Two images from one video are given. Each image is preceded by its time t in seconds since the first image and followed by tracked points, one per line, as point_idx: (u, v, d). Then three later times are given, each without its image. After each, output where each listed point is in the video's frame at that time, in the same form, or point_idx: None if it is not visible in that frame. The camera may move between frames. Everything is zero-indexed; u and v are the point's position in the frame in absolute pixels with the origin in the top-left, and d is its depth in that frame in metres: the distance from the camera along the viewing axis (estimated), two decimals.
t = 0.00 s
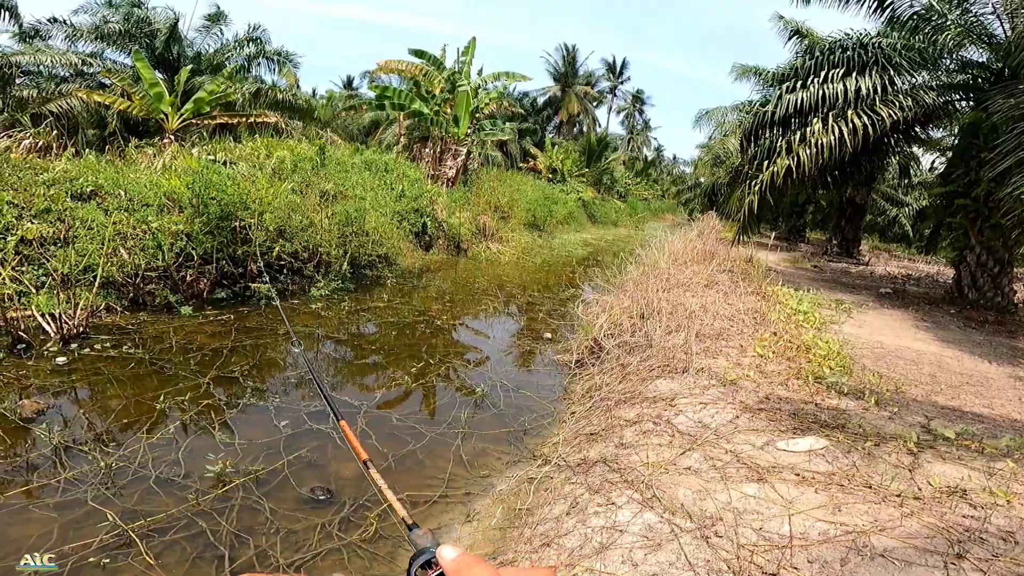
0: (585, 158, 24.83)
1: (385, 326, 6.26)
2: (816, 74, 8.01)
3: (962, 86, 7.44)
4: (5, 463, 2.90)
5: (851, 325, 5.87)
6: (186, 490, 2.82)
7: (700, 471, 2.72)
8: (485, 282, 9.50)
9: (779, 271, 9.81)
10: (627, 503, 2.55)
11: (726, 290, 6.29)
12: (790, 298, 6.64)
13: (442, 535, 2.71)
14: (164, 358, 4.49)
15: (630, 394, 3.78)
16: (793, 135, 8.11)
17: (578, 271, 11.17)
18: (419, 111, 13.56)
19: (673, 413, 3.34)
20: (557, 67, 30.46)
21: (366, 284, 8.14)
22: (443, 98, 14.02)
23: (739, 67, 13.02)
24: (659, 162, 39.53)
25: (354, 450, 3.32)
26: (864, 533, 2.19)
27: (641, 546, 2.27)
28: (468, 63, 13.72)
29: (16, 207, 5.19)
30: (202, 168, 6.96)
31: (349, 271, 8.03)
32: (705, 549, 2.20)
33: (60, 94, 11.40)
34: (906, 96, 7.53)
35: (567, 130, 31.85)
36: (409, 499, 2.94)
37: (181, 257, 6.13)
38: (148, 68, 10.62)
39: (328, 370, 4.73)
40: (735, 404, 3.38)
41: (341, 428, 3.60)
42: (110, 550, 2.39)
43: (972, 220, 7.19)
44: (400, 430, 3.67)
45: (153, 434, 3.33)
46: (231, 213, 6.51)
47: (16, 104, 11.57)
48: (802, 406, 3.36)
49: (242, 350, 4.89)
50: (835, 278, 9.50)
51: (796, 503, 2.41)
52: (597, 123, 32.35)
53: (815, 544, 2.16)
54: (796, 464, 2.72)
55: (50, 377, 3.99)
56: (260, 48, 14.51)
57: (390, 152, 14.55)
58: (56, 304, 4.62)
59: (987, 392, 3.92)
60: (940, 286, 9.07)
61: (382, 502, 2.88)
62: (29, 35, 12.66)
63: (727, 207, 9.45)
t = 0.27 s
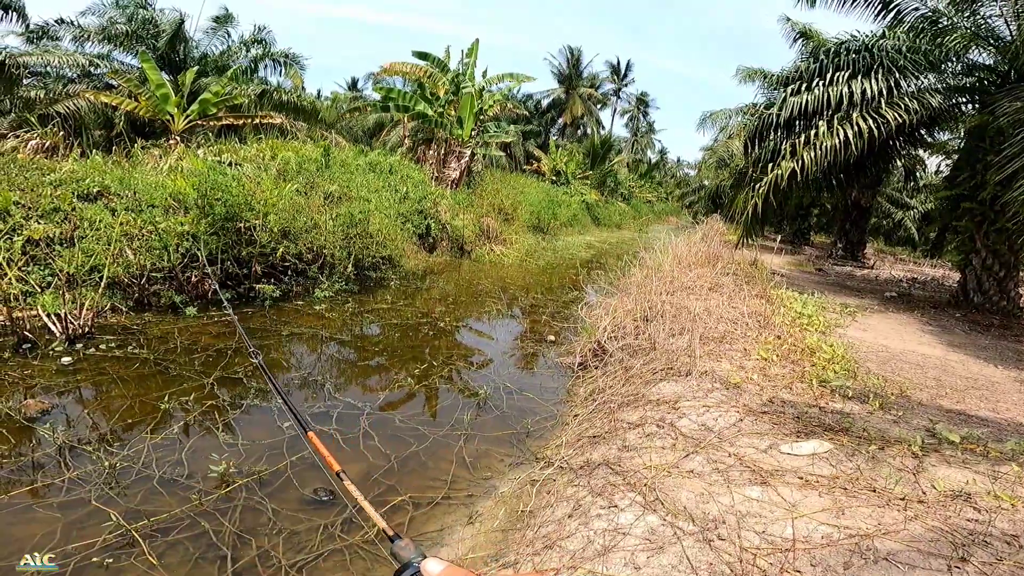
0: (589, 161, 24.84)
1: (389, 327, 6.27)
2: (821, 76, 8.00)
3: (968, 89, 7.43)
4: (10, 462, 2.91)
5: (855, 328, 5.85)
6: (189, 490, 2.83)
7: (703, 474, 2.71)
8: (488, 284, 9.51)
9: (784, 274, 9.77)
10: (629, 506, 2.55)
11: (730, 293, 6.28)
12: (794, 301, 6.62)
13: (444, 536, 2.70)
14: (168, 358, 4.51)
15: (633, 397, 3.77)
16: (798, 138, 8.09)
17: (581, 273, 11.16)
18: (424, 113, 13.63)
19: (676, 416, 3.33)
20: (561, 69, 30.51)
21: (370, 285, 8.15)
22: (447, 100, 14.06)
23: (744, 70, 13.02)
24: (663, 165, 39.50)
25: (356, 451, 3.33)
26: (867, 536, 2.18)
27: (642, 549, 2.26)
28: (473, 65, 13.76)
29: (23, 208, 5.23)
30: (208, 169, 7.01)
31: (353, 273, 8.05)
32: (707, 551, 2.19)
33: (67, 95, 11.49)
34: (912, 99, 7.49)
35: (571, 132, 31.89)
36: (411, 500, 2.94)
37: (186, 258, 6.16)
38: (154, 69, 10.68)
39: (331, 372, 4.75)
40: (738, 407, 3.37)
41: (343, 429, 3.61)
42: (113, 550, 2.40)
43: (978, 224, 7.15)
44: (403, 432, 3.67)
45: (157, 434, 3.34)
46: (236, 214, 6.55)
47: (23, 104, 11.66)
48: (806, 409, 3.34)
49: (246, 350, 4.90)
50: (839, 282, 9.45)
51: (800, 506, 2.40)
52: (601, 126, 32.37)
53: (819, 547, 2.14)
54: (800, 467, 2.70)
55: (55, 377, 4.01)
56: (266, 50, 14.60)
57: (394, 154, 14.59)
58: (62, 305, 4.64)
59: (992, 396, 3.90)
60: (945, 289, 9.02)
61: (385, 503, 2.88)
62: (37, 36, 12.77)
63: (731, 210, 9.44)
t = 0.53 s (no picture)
0: (592, 164, 24.86)
1: (392, 330, 6.27)
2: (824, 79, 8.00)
3: (972, 92, 7.41)
4: (15, 464, 2.93)
5: (859, 331, 5.83)
6: (193, 492, 2.83)
7: (706, 477, 2.70)
8: (491, 287, 9.51)
9: (788, 278, 9.74)
10: (631, 509, 2.54)
11: (733, 296, 6.26)
12: (798, 304, 6.60)
13: (446, 539, 2.70)
14: (172, 360, 4.52)
15: (636, 400, 3.77)
16: (801, 140, 8.09)
17: (584, 276, 11.16)
18: (427, 116, 13.67)
19: (679, 419, 3.33)
20: (564, 72, 30.58)
21: (373, 288, 8.17)
22: (451, 103, 14.09)
23: (747, 74, 13.03)
24: (667, 168, 39.46)
25: (359, 454, 3.33)
26: (871, 539, 2.16)
27: (645, 552, 2.25)
28: (476, 68, 13.80)
29: (29, 210, 5.27)
30: (212, 172, 7.04)
31: (356, 275, 8.06)
32: (709, 554, 2.19)
33: (73, 98, 11.58)
34: (916, 102, 7.48)
35: (574, 135, 31.93)
36: (414, 503, 2.93)
37: (191, 261, 6.18)
38: (159, 72, 10.75)
39: (335, 375, 4.75)
40: (742, 410, 3.36)
41: (346, 431, 3.61)
42: (116, 551, 2.40)
43: (983, 227, 7.12)
44: (406, 434, 3.67)
45: (161, 436, 3.35)
46: (240, 217, 6.58)
47: (30, 107, 11.75)
48: (810, 412, 3.33)
49: (250, 353, 4.92)
50: (843, 285, 9.42)
51: (803, 509, 2.39)
52: (604, 129, 32.39)
53: (822, 551, 2.13)
54: (803, 470, 2.69)
55: (59, 379, 4.03)
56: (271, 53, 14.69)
57: (397, 156, 14.64)
58: (66, 307, 4.66)
59: (998, 400, 3.87)
60: (950, 293, 8.97)
61: (387, 506, 2.88)
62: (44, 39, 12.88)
63: (735, 213, 9.43)
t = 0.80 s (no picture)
0: (593, 165, 24.88)
1: (393, 332, 6.28)
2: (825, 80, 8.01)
3: (973, 92, 7.42)
4: (17, 465, 2.93)
5: (861, 333, 5.82)
6: (194, 493, 2.83)
7: (707, 479, 2.70)
8: (492, 288, 9.51)
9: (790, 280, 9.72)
10: (632, 511, 2.54)
11: (734, 298, 6.25)
12: (799, 306, 6.59)
13: (447, 541, 2.69)
14: (174, 362, 4.53)
15: (637, 402, 3.76)
16: (802, 141, 8.09)
17: (585, 278, 11.15)
18: (428, 118, 13.69)
19: (680, 421, 3.33)
20: (565, 74, 30.63)
21: (374, 290, 8.17)
22: (451, 105, 14.11)
23: (748, 76, 13.04)
24: (668, 169, 39.45)
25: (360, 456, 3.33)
26: (872, 541, 2.16)
27: (646, 554, 2.25)
28: (477, 71, 13.83)
29: (31, 212, 5.29)
30: (214, 174, 7.06)
31: (357, 277, 8.07)
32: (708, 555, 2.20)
33: (75, 100, 11.61)
34: (917, 103, 7.48)
35: (575, 137, 31.96)
36: (415, 505, 2.93)
37: (192, 263, 6.20)
38: (161, 74, 10.78)
39: (336, 377, 4.76)
40: (743, 412, 3.35)
41: (347, 433, 3.61)
42: (117, 552, 2.41)
43: (985, 228, 7.11)
44: (407, 436, 3.67)
45: (162, 438, 3.35)
46: (241, 219, 6.59)
47: (32, 109, 11.79)
48: (811, 414, 3.32)
49: (251, 355, 4.92)
50: (845, 286, 9.41)
51: (804, 511, 2.39)
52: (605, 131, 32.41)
53: (823, 552, 2.13)
54: (805, 472, 2.69)
55: (61, 381, 4.04)
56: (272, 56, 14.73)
57: (398, 158, 14.66)
58: (68, 309, 4.67)
59: (1000, 401, 3.86)
60: (952, 294, 8.95)
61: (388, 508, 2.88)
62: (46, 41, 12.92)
63: (736, 215, 9.43)
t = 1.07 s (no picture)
0: (593, 165, 24.88)
1: (393, 332, 6.29)
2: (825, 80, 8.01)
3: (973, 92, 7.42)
4: (17, 465, 2.93)
5: (861, 332, 5.82)
6: (194, 494, 2.83)
7: (708, 478, 2.70)
8: (492, 288, 9.51)
9: (790, 279, 9.72)
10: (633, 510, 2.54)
11: (734, 297, 6.25)
12: (799, 305, 6.59)
13: (447, 541, 2.70)
14: (174, 362, 4.53)
15: (637, 401, 3.76)
16: (801, 141, 8.09)
17: (585, 278, 11.14)
18: (428, 117, 13.69)
19: (680, 421, 3.33)
20: (565, 74, 30.63)
21: (374, 290, 8.16)
22: (451, 105, 14.12)
23: (748, 75, 13.03)
24: (668, 168, 39.46)
25: (360, 456, 3.33)
26: (873, 541, 2.17)
27: (646, 554, 2.26)
28: (477, 70, 13.83)
29: (31, 213, 5.29)
30: (213, 174, 7.06)
31: (357, 277, 8.07)
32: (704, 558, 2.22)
33: (74, 100, 11.61)
34: (917, 102, 7.48)
35: (575, 136, 31.97)
36: (414, 505, 2.93)
37: (192, 263, 6.19)
38: (161, 74, 10.78)
39: (336, 377, 4.76)
40: (743, 412, 3.35)
41: (347, 433, 3.61)
42: (116, 552, 2.41)
43: (985, 227, 7.11)
44: (407, 436, 3.67)
45: (162, 438, 3.35)
46: (241, 219, 6.59)
47: (31, 109, 11.78)
48: (812, 414, 3.32)
49: (251, 355, 4.92)
50: (845, 286, 9.40)
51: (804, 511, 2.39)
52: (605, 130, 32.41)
53: (823, 552, 2.13)
54: (805, 471, 2.69)
55: (61, 381, 4.04)
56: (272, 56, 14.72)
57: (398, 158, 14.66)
58: (68, 309, 4.67)
59: (1000, 401, 3.87)
60: (952, 293, 8.96)
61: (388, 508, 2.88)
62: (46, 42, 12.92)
63: (735, 214, 9.43)
